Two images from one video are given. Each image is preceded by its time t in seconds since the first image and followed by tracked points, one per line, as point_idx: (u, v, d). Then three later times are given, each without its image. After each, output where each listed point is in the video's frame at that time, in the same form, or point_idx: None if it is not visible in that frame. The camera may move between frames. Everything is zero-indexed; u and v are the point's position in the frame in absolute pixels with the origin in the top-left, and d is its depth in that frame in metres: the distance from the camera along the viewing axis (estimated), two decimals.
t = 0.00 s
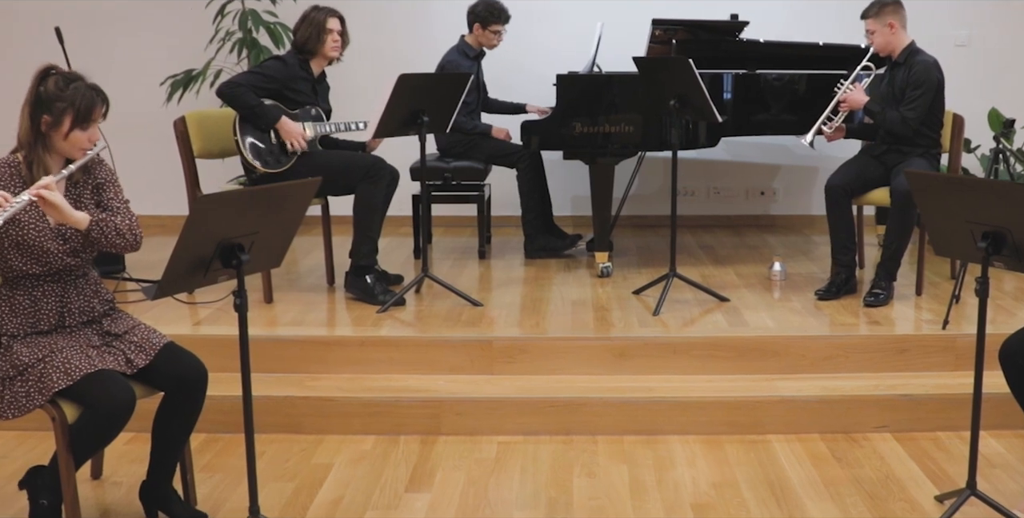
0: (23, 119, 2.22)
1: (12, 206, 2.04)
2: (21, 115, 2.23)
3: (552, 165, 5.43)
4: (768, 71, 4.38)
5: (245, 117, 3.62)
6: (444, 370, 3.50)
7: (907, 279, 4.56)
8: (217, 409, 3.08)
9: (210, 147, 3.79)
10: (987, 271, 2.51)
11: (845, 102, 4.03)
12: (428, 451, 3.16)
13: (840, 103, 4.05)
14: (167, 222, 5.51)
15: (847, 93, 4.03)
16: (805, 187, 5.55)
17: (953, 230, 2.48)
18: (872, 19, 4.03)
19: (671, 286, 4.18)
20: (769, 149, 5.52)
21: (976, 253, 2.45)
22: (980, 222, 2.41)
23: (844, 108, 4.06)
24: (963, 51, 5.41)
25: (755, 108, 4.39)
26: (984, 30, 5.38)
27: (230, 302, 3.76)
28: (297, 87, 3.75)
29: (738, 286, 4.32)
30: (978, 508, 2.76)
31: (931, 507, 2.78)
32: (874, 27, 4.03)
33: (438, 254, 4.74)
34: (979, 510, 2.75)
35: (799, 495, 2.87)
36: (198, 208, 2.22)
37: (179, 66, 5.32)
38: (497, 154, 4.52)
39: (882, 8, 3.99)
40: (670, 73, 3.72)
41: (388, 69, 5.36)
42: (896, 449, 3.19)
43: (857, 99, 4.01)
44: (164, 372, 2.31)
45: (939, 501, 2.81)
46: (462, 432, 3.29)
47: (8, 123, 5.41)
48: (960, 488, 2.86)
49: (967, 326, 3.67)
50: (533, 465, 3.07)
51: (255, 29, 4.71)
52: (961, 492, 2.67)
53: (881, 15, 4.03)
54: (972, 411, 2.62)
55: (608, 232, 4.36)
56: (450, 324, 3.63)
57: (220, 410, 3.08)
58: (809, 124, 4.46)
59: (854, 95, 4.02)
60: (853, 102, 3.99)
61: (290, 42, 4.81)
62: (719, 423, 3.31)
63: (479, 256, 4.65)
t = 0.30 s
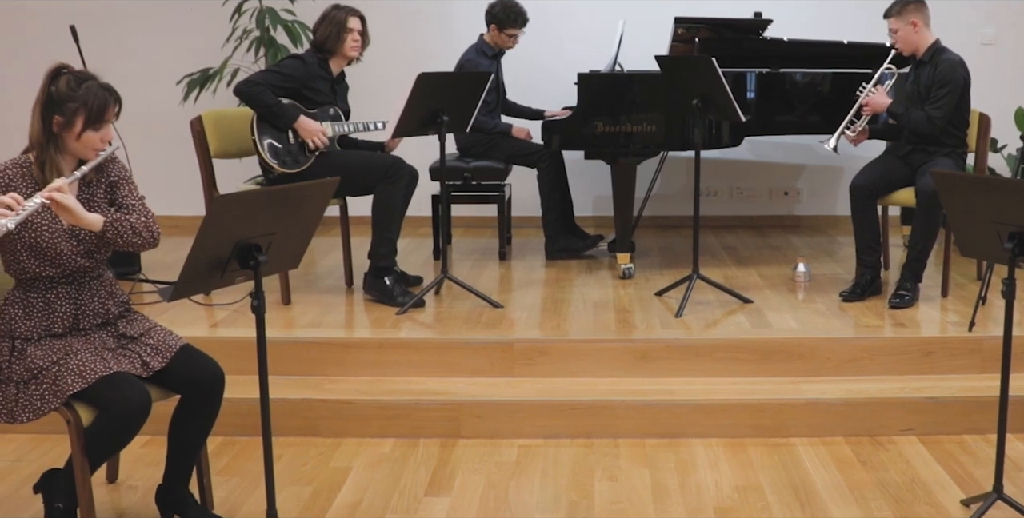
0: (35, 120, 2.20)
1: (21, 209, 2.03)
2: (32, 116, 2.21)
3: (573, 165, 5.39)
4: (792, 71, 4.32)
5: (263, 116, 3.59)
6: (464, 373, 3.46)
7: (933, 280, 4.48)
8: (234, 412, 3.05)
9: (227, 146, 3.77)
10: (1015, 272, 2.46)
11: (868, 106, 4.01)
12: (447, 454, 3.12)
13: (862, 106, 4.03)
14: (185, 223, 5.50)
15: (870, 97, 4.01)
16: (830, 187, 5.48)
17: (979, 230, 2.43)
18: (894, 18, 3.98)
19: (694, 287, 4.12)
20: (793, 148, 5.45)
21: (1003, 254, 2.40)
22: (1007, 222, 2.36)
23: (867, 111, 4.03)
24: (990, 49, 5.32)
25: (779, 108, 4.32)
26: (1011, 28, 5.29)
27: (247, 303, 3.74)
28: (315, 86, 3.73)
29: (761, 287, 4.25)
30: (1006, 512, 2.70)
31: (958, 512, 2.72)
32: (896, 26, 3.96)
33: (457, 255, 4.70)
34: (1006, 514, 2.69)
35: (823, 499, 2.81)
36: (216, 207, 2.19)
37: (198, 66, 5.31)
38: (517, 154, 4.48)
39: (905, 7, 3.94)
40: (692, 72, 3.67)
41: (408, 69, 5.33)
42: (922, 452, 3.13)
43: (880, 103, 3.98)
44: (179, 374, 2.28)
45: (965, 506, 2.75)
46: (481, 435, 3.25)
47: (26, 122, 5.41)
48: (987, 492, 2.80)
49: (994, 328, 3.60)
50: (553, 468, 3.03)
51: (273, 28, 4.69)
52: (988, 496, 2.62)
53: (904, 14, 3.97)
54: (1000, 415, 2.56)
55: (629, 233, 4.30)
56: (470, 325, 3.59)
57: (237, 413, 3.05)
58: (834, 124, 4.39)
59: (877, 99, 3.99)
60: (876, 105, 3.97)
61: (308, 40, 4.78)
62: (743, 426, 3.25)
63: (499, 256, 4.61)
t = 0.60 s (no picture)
0: (51, 119, 2.18)
1: (37, 205, 2.01)
2: (48, 116, 2.19)
3: (594, 165, 5.34)
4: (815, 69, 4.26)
5: (282, 115, 3.57)
6: (484, 375, 3.42)
7: (959, 281, 4.40)
8: (250, 415, 3.03)
9: (245, 146, 3.75)
10: None
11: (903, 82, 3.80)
12: (467, 458, 3.08)
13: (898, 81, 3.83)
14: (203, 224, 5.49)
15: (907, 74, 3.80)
16: (855, 188, 5.40)
17: (1008, 231, 2.38)
18: (916, 16, 3.90)
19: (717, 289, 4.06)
20: (818, 148, 5.38)
21: None
22: None
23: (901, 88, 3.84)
24: (1017, 47, 5.22)
25: (803, 107, 4.26)
26: None
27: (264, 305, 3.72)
28: (335, 86, 3.70)
29: (785, 289, 4.19)
30: None
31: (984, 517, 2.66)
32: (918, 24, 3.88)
33: (477, 256, 4.66)
34: None
35: (847, 504, 2.76)
36: (232, 208, 2.16)
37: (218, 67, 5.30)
38: (538, 154, 4.44)
39: (926, 5, 3.86)
40: (715, 72, 3.62)
41: (427, 68, 5.30)
42: (948, 456, 3.06)
43: (915, 83, 3.78)
44: (195, 378, 2.26)
45: (991, 510, 2.69)
46: (502, 439, 3.20)
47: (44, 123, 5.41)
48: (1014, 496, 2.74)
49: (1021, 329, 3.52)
50: (575, 472, 2.98)
51: (291, 26, 4.68)
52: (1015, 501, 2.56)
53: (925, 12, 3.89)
54: None
55: (651, 234, 4.25)
56: (489, 327, 3.55)
57: (254, 416, 3.03)
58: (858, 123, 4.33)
59: (913, 78, 3.79)
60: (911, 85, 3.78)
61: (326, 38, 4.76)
62: (767, 430, 3.19)
63: (520, 258, 4.57)
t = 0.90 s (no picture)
0: (84, 127, 2.15)
1: (67, 235, 1.98)
2: (82, 124, 2.16)
3: (615, 165, 5.29)
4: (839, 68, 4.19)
5: (299, 113, 3.54)
6: (504, 378, 3.38)
7: (985, 282, 4.33)
8: (268, 419, 3.01)
9: (261, 145, 3.73)
10: None
11: (943, 83, 3.66)
12: (487, 461, 3.04)
13: (936, 82, 3.69)
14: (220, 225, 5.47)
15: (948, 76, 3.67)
16: (880, 188, 5.32)
17: None
18: (947, 13, 3.81)
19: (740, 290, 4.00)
20: (841, 148, 5.31)
21: None
22: None
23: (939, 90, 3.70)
24: None
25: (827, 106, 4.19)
26: None
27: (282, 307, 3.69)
28: (352, 84, 3.67)
29: (809, 290, 4.12)
30: None
31: None
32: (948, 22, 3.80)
33: (496, 257, 4.63)
34: None
35: (872, 509, 2.70)
36: (249, 209, 2.13)
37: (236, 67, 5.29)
38: (559, 154, 4.40)
39: (958, 2, 3.78)
40: (738, 71, 3.57)
41: (446, 68, 5.27)
42: (974, 460, 3.00)
43: (957, 87, 3.65)
44: (214, 379, 2.24)
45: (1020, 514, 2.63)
46: (521, 442, 3.16)
47: (61, 124, 5.41)
48: None
49: None
50: (596, 476, 2.94)
51: (308, 24, 4.66)
52: None
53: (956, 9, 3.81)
54: None
55: (673, 235, 4.19)
56: (509, 329, 3.51)
57: (272, 419, 3.01)
58: (883, 122, 4.26)
59: (954, 81, 3.66)
60: (953, 88, 3.65)
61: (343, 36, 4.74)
62: (790, 433, 3.14)
63: (540, 259, 4.53)
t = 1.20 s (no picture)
0: (120, 129, 2.14)
1: (102, 236, 1.96)
2: (117, 126, 2.14)
3: (636, 165, 5.25)
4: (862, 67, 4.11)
5: (318, 113, 3.53)
6: (523, 380, 3.34)
7: (1011, 283, 4.25)
8: (286, 422, 2.98)
9: (277, 146, 3.71)
10: None
11: (996, 85, 3.54)
12: (507, 465, 3.00)
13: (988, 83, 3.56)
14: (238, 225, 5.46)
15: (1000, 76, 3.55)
16: (905, 187, 5.24)
17: None
18: (981, 8, 3.72)
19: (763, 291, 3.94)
20: (866, 148, 5.23)
21: None
22: None
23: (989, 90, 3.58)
24: None
25: (851, 105, 4.12)
26: None
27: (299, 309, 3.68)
28: (373, 83, 3.65)
29: (832, 291, 4.06)
30: None
31: None
32: (985, 17, 3.70)
33: (516, 258, 4.59)
34: None
35: (897, 514, 2.64)
36: (266, 208, 2.10)
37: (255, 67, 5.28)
38: (579, 155, 4.36)
39: None
40: (760, 70, 3.51)
41: (466, 68, 5.23)
42: (1001, 464, 2.93)
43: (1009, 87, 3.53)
44: (234, 383, 2.22)
45: None
46: (541, 446, 3.12)
47: (74, 124, 5.36)
48: None
49: None
50: (617, 479, 2.89)
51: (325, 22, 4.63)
52: None
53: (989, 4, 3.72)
54: None
55: (694, 235, 4.14)
56: (529, 331, 3.47)
57: (289, 422, 2.99)
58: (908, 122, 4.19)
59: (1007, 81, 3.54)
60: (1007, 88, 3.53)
61: (361, 35, 4.71)
62: (813, 436, 3.08)
63: (560, 260, 4.48)
